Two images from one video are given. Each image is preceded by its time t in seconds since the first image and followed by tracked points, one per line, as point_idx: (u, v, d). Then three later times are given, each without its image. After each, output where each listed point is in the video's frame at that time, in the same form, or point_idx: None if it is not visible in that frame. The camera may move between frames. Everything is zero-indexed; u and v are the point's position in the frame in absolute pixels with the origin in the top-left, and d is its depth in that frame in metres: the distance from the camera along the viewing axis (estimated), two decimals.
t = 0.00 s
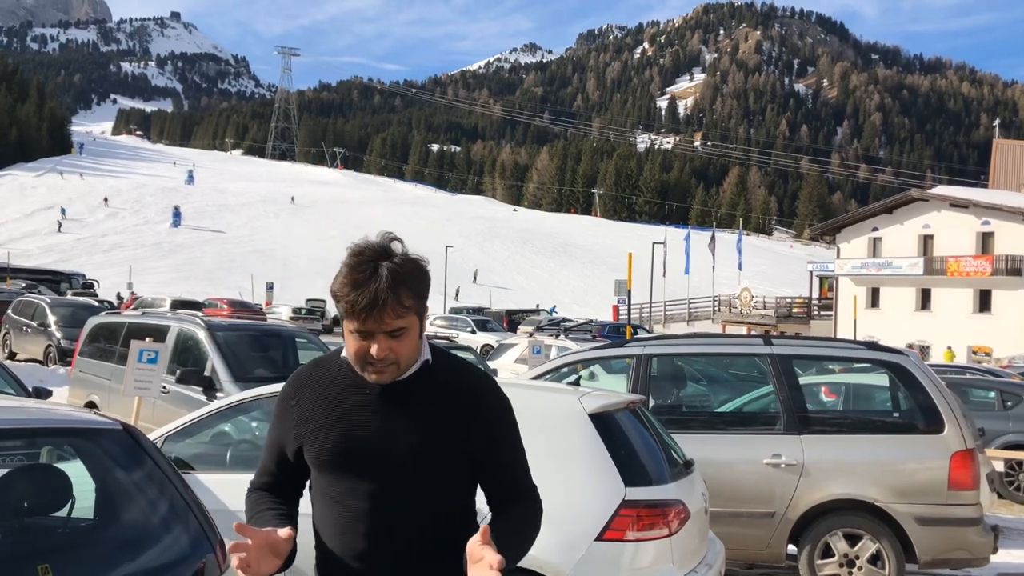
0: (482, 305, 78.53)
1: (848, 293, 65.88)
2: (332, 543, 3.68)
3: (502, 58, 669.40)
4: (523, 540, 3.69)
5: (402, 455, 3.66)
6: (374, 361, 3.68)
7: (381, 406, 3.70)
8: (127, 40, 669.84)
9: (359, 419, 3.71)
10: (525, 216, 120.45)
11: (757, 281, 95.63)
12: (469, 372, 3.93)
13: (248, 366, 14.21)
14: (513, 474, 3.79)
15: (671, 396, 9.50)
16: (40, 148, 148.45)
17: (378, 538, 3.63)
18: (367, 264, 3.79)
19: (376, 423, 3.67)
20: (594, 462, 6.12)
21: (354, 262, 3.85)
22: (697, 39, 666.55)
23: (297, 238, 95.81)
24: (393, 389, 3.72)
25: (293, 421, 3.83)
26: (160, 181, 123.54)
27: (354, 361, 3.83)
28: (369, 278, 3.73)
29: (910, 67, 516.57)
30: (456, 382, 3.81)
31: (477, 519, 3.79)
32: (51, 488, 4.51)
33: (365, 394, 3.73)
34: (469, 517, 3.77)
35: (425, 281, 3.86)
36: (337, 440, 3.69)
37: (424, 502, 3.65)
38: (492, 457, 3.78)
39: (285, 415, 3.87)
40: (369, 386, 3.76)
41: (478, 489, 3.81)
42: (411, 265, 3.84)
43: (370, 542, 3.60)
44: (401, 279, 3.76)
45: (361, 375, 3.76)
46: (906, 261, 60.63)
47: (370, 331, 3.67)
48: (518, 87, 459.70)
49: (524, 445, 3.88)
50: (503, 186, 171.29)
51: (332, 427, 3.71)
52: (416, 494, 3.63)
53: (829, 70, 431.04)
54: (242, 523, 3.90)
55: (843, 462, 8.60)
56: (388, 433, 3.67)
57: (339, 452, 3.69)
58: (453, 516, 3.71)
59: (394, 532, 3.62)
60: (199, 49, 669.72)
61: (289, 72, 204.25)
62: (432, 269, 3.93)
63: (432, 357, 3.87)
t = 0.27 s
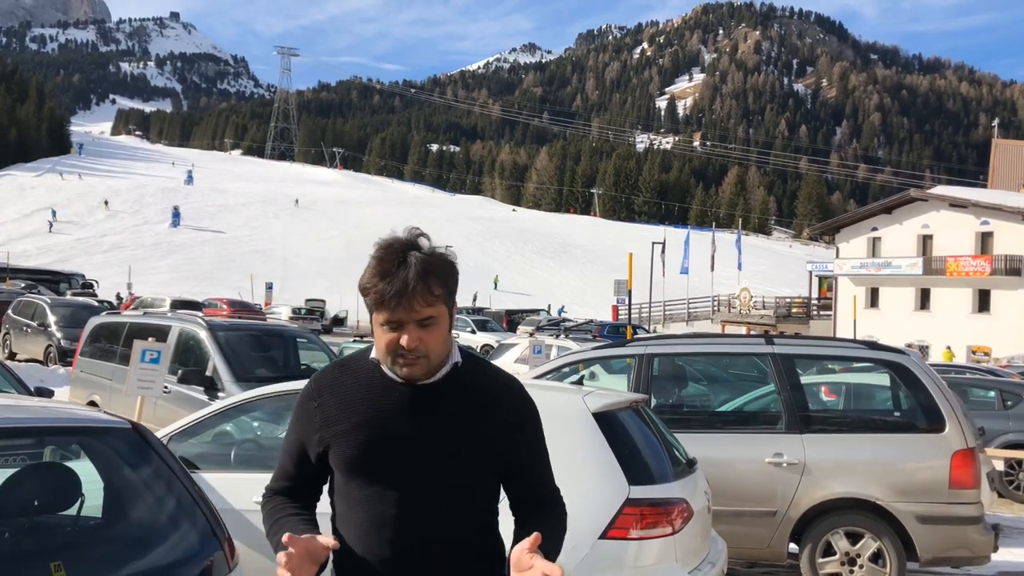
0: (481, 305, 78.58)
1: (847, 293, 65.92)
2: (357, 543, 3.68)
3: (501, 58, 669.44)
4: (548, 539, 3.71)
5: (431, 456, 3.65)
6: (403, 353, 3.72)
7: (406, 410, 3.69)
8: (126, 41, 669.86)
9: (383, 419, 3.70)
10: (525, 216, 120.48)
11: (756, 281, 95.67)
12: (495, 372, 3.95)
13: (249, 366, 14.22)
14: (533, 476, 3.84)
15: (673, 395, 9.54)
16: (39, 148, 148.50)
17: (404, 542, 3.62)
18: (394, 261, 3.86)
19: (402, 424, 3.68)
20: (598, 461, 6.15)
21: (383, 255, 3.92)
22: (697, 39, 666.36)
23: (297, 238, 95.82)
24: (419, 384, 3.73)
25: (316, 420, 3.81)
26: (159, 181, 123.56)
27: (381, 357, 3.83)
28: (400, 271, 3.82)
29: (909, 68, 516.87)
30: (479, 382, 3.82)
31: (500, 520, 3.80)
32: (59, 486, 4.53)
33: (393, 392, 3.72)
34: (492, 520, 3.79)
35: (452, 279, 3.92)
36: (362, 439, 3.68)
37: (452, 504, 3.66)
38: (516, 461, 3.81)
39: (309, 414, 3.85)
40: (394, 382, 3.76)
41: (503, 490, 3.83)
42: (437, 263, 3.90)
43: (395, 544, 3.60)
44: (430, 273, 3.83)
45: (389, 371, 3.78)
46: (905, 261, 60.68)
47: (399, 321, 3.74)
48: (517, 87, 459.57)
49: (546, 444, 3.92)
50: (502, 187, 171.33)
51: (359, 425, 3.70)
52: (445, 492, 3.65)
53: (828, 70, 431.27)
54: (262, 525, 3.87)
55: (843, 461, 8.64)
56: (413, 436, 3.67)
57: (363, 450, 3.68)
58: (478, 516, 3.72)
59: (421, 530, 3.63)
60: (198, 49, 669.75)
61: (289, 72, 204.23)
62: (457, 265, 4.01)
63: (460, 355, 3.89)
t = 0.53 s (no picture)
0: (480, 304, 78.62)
1: (847, 293, 65.97)
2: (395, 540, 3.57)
3: (500, 58, 669.48)
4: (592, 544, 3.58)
5: (471, 457, 3.53)
6: (439, 330, 3.69)
7: (447, 403, 3.60)
8: (124, 41, 669.85)
9: (423, 416, 3.59)
10: (524, 216, 120.56)
11: (755, 281, 95.76)
12: (534, 371, 3.83)
13: (251, 367, 14.24)
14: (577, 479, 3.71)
15: (674, 394, 9.58)
16: (38, 148, 148.38)
17: (448, 541, 3.49)
18: (425, 240, 3.88)
19: (442, 423, 3.56)
20: (604, 461, 6.17)
21: (414, 239, 3.93)
22: (695, 39, 666.55)
23: (296, 238, 95.86)
24: (452, 377, 3.66)
25: (351, 414, 3.74)
26: (158, 181, 123.57)
27: (416, 346, 3.79)
28: (434, 247, 3.83)
29: (907, 67, 517.43)
30: (512, 374, 3.73)
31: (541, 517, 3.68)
32: (70, 484, 4.57)
33: (428, 388, 3.65)
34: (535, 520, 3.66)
35: (483, 260, 3.93)
36: (399, 433, 3.60)
37: (497, 499, 3.53)
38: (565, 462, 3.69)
39: (345, 412, 3.76)
40: (428, 376, 3.70)
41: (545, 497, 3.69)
42: (466, 243, 3.89)
43: (439, 544, 3.48)
44: (461, 251, 3.83)
45: (426, 359, 3.72)
46: (904, 261, 60.74)
47: (433, 292, 3.76)
48: (515, 87, 459.85)
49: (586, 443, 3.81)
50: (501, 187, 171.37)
51: (395, 420, 3.62)
52: (491, 488, 3.52)
53: (827, 70, 431.60)
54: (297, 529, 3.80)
55: (844, 459, 8.67)
56: (452, 433, 3.56)
57: (397, 446, 3.60)
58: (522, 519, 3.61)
59: (462, 529, 3.51)
60: (196, 50, 669.73)
61: (287, 72, 204.24)
62: (484, 250, 4.02)
63: (497, 344, 3.82)
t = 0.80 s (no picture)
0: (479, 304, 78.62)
1: (846, 292, 66.00)
2: (430, 532, 3.54)
3: (498, 58, 669.62)
4: (641, 537, 3.42)
5: (509, 450, 3.42)
6: (473, 312, 3.69)
7: (485, 389, 3.55)
8: (123, 41, 669.81)
9: (461, 404, 3.56)
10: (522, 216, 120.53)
11: (754, 280, 95.80)
12: (573, 358, 3.71)
13: (252, 367, 14.22)
14: (626, 471, 3.54)
15: (675, 395, 9.61)
16: (36, 149, 148.33)
17: (490, 533, 3.41)
18: (459, 229, 3.90)
19: (480, 412, 3.50)
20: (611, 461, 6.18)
21: (448, 229, 3.96)
22: (693, 39, 666.78)
23: (295, 238, 95.83)
24: (492, 367, 3.62)
25: (389, 409, 3.73)
26: (157, 181, 123.54)
27: (451, 336, 3.80)
28: (469, 233, 3.86)
29: (905, 67, 517.76)
30: (556, 365, 3.64)
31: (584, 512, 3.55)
32: (78, 486, 4.56)
33: (465, 376, 3.61)
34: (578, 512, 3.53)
35: (517, 250, 3.92)
36: (437, 422, 3.57)
37: (536, 490, 3.42)
38: (613, 453, 3.52)
39: (386, 407, 3.76)
40: (467, 368, 3.67)
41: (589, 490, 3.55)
42: (500, 231, 3.89)
43: (481, 533, 3.41)
44: (495, 236, 3.84)
45: (462, 349, 3.72)
46: (903, 261, 60.77)
47: (468, 276, 3.76)
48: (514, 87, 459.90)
49: (632, 433, 3.65)
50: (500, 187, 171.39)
51: (432, 411, 3.60)
52: (529, 477, 3.41)
53: (825, 70, 431.81)
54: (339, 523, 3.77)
55: (845, 459, 8.70)
56: (490, 423, 3.49)
57: (439, 439, 3.54)
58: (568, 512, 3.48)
59: (503, 523, 3.41)
60: (195, 50, 669.71)
61: (286, 72, 204.26)
62: (518, 239, 4.01)
63: (532, 328, 3.79)
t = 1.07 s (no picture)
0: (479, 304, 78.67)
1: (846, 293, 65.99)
2: (458, 532, 3.47)
3: (499, 58, 669.56)
4: (675, 542, 3.28)
5: (538, 448, 3.31)
6: (497, 305, 3.63)
7: (514, 384, 3.47)
8: (123, 41, 669.73)
9: (490, 400, 3.47)
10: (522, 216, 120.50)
11: (754, 281, 95.80)
12: (607, 350, 3.58)
13: (254, 366, 14.19)
14: (663, 471, 3.37)
15: (679, 394, 9.58)
16: (36, 149, 148.36)
17: (523, 532, 3.30)
18: (487, 226, 3.82)
19: (509, 406, 3.42)
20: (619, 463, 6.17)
21: (474, 223, 3.90)
22: (694, 39, 666.48)
23: (295, 238, 95.83)
24: (524, 359, 3.55)
25: (420, 408, 3.67)
26: (157, 181, 123.52)
27: (479, 330, 3.73)
28: (494, 226, 3.80)
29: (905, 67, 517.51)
30: (589, 355, 3.54)
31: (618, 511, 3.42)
32: (85, 483, 4.53)
33: (493, 373, 3.54)
34: (611, 512, 3.41)
35: (548, 245, 3.81)
36: (466, 418, 3.50)
37: (565, 485, 3.29)
38: (652, 450, 3.37)
39: (417, 406, 3.70)
40: (497, 363, 3.60)
41: (621, 491, 3.42)
42: (528, 224, 3.81)
43: (513, 534, 3.28)
44: (520, 230, 3.78)
45: (490, 345, 3.66)
46: (903, 261, 60.82)
47: (493, 270, 3.70)
48: (514, 87, 459.77)
49: (671, 427, 3.50)
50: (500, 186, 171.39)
51: (461, 408, 3.53)
52: (562, 471, 3.30)
53: (825, 70, 432.03)
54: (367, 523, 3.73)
55: (850, 459, 8.68)
56: (519, 418, 3.39)
57: (473, 434, 3.47)
58: (601, 508, 3.38)
59: (533, 525, 3.32)
60: (195, 50, 669.66)
61: (285, 71, 204.26)
62: (549, 229, 3.93)
63: (560, 321, 3.71)
